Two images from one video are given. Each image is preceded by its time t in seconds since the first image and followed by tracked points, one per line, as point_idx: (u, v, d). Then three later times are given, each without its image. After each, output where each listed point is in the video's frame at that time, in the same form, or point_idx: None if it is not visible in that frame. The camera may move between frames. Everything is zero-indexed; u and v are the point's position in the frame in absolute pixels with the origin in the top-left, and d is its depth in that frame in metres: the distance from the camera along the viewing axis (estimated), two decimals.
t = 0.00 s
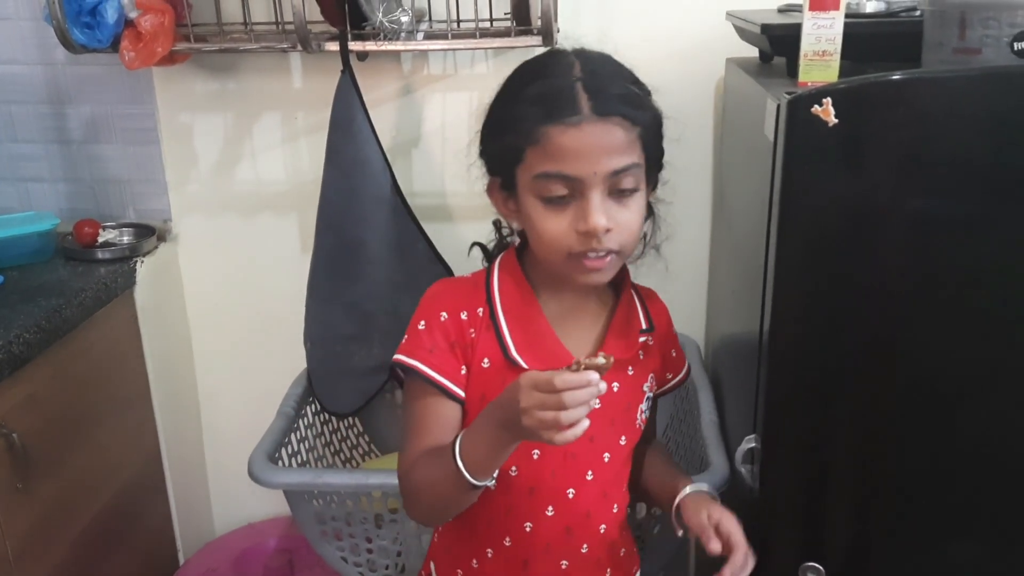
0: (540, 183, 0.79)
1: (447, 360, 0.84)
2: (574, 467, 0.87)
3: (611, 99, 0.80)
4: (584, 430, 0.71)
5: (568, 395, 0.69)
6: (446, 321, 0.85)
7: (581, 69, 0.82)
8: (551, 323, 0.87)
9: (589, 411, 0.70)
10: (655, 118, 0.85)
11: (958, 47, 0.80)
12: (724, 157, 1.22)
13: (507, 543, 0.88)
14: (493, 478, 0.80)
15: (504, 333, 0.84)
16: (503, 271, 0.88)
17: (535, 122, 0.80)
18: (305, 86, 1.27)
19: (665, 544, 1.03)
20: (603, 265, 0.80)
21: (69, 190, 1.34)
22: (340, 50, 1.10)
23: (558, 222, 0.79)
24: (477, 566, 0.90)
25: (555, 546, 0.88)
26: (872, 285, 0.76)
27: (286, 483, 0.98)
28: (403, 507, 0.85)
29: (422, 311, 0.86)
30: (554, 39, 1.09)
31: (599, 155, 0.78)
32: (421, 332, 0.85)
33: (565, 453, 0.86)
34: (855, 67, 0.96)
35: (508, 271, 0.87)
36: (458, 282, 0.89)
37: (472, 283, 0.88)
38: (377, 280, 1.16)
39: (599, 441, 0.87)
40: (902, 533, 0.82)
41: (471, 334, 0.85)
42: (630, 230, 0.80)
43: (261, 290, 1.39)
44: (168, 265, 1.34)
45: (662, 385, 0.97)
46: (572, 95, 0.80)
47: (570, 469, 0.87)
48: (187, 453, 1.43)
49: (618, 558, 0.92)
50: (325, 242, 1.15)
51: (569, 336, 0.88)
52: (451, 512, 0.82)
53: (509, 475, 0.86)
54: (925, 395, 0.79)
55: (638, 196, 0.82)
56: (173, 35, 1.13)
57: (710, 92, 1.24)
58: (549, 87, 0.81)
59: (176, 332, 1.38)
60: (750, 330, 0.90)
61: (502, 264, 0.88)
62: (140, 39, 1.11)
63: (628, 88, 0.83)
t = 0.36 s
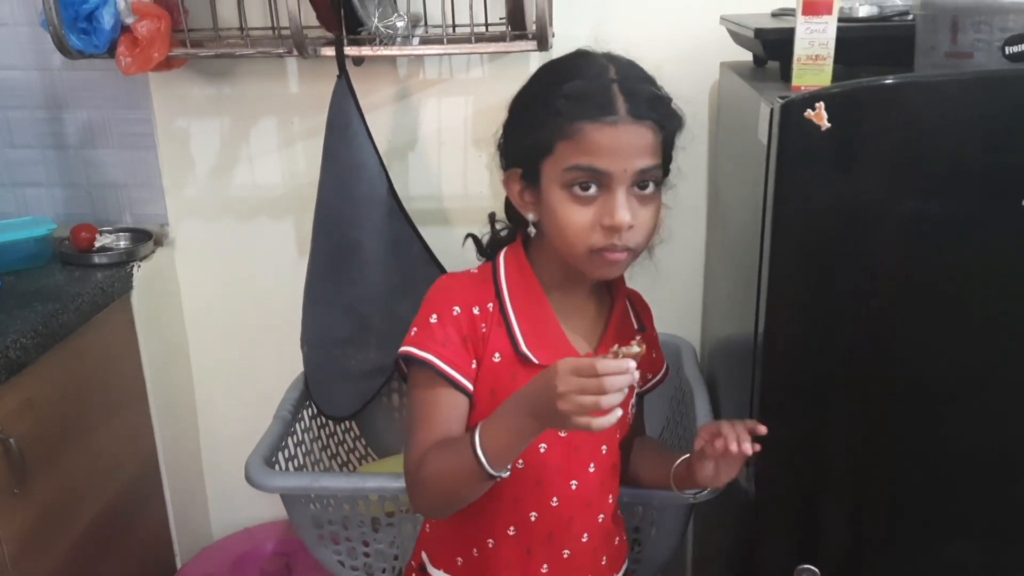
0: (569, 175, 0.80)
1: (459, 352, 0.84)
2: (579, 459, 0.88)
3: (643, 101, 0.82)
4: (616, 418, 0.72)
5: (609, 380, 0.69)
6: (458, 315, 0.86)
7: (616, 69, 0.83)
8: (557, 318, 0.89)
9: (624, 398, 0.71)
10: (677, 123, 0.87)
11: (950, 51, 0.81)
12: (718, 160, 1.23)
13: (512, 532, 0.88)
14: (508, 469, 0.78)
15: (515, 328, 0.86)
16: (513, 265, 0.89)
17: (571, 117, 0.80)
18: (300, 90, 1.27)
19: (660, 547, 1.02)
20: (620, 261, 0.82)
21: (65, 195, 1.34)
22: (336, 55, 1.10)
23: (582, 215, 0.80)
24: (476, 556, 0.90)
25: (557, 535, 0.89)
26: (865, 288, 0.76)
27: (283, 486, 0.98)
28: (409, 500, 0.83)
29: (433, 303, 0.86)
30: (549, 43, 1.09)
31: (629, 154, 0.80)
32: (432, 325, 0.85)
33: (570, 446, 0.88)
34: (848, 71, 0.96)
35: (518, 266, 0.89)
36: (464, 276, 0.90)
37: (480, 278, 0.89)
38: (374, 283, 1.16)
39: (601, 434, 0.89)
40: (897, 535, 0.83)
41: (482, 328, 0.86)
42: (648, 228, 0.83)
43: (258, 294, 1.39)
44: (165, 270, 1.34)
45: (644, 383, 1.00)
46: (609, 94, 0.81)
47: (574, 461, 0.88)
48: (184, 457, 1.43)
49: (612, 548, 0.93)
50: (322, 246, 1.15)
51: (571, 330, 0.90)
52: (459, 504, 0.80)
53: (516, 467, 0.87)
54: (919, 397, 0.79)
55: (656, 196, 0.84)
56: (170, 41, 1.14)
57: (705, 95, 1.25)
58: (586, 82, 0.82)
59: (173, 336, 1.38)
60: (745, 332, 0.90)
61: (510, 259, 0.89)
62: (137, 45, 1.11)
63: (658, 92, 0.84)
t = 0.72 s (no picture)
0: (536, 173, 0.83)
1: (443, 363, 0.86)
2: (569, 466, 0.88)
3: (606, 97, 0.84)
4: (569, 448, 0.72)
5: (559, 411, 0.70)
6: (442, 326, 0.87)
7: (579, 69, 0.86)
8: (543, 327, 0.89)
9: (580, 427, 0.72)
10: (647, 120, 0.89)
11: (942, 54, 0.81)
12: (713, 163, 1.23)
13: (504, 538, 0.89)
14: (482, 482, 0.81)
15: (499, 338, 0.86)
16: (497, 274, 0.90)
17: (535, 118, 0.83)
18: (296, 95, 1.27)
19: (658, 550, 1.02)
20: (596, 256, 0.83)
21: (61, 201, 1.34)
22: (332, 60, 1.10)
23: (551, 211, 0.82)
24: (471, 561, 0.91)
25: (550, 542, 0.89)
26: (859, 290, 0.77)
27: (280, 491, 0.98)
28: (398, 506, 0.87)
29: (419, 315, 0.88)
30: (544, 48, 1.09)
31: (593, 148, 0.82)
32: (417, 337, 0.87)
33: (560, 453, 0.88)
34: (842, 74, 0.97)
35: (504, 276, 0.90)
36: (454, 287, 0.91)
37: (467, 289, 0.90)
38: (370, 288, 1.17)
39: (591, 441, 0.89)
40: (894, 536, 0.83)
41: (467, 338, 0.87)
42: (621, 222, 0.83)
43: (254, 299, 1.39)
44: (161, 275, 1.34)
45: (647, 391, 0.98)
46: (570, 92, 0.84)
47: (564, 468, 0.88)
48: (180, 462, 1.43)
49: (610, 555, 0.92)
50: (318, 251, 1.15)
51: (560, 336, 0.90)
52: (439, 513, 0.83)
53: (506, 474, 0.88)
54: (915, 398, 0.79)
55: (629, 190, 0.85)
56: (165, 46, 1.14)
57: (699, 98, 1.25)
58: (549, 84, 0.84)
59: (170, 341, 1.38)
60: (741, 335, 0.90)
61: (498, 270, 0.90)
62: (131, 51, 1.11)
63: (622, 89, 0.87)
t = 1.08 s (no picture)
0: (501, 178, 0.82)
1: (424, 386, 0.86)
2: (558, 483, 0.87)
3: (572, 98, 0.84)
4: (539, 483, 0.72)
5: (521, 449, 0.70)
6: (422, 348, 0.87)
7: (542, 71, 0.86)
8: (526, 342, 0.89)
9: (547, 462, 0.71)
10: (618, 119, 0.88)
11: (942, 57, 0.81)
12: (711, 165, 1.23)
13: (497, 557, 0.89)
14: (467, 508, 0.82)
15: (481, 357, 0.86)
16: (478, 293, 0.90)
17: (498, 123, 0.83)
18: (295, 99, 1.27)
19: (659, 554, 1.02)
20: (567, 261, 0.82)
21: (59, 206, 1.34)
22: (330, 64, 1.10)
23: (518, 216, 0.82)
24: None
25: (543, 560, 0.88)
26: (859, 293, 0.76)
27: (279, 496, 0.97)
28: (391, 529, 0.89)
29: (401, 338, 0.89)
30: (542, 51, 1.09)
31: (556, 150, 0.81)
32: (398, 360, 0.88)
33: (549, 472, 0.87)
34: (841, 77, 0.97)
35: (485, 295, 0.90)
36: (438, 306, 0.91)
37: (450, 307, 0.90)
38: (368, 292, 1.16)
39: (581, 458, 0.88)
40: (896, 539, 0.83)
41: (448, 358, 0.87)
42: (590, 224, 0.83)
43: (253, 304, 1.38)
44: (160, 280, 1.34)
45: (647, 399, 0.97)
46: (532, 96, 0.83)
47: (554, 486, 0.87)
48: (179, 467, 1.43)
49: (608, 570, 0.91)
50: (317, 255, 1.15)
51: (543, 349, 0.89)
52: (428, 536, 0.84)
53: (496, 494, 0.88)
54: (915, 400, 0.79)
55: (598, 192, 0.84)
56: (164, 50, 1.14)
57: (697, 102, 1.25)
58: (511, 89, 0.84)
59: (169, 346, 1.38)
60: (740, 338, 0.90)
61: (481, 289, 0.90)
62: (130, 55, 1.11)
63: (586, 88, 0.86)
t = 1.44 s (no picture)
0: (487, 188, 0.83)
1: (413, 398, 0.87)
2: (548, 493, 0.87)
3: (561, 106, 0.84)
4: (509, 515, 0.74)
5: (489, 482, 0.72)
6: (411, 358, 0.87)
7: (530, 79, 0.86)
8: (516, 352, 0.89)
9: (517, 494, 0.73)
10: (608, 125, 0.88)
11: (940, 60, 0.82)
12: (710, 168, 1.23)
13: (488, 564, 0.90)
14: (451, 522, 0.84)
15: (470, 366, 0.87)
16: (468, 302, 0.90)
17: (485, 130, 0.83)
18: (293, 102, 1.27)
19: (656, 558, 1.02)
20: (556, 270, 0.82)
21: (58, 208, 1.34)
22: (329, 67, 1.11)
23: (504, 226, 0.82)
24: None
25: (533, 567, 0.89)
26: (855, 296, 0.77)
27: (277, 499, 0.97)
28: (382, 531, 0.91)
29: (390, 347, 0.89)
30: (541, 54, 1.09)
31: (542, 159, 0.81)
32: (388, 369, 0.88)
33: (539, 481, 0.87)
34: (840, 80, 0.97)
35: (475, 304, 0.90)
36: (429, 313, 0.91)
37: (440, 315, 0.90)
38: (367, 296, 1.16)
39: (571, 467, 0.88)
40: (895, 543, 0.83)
41: (438, 368, 0.87)
42: (578, 233, 0.83)
43: (252, 306, 1.38)
44: (159, 283, 1.34)
45: (642, 402, 0.97)
46: (520, 103, 0.83)
47: (544, 494, 0.87)
48: (177, 469, 1.42)
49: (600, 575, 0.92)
50: (315, 257, 1.15)
51: (535, 357, 0.89)
52: (417, 544, 0.86)
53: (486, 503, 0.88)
54: (913, 403, 0.79)
55: (587, 201, 0.84)
56: (163, 53, 1.14)
57: (696, 105, 1.25)
58: (499, 96, 0.84)
59: (167, 348, 1.38)
60: (737, 342, 0.90)
61: (471, 298, 0.90)
62: (129, 57, 1.11)
63: (573, 94, 0.86)
